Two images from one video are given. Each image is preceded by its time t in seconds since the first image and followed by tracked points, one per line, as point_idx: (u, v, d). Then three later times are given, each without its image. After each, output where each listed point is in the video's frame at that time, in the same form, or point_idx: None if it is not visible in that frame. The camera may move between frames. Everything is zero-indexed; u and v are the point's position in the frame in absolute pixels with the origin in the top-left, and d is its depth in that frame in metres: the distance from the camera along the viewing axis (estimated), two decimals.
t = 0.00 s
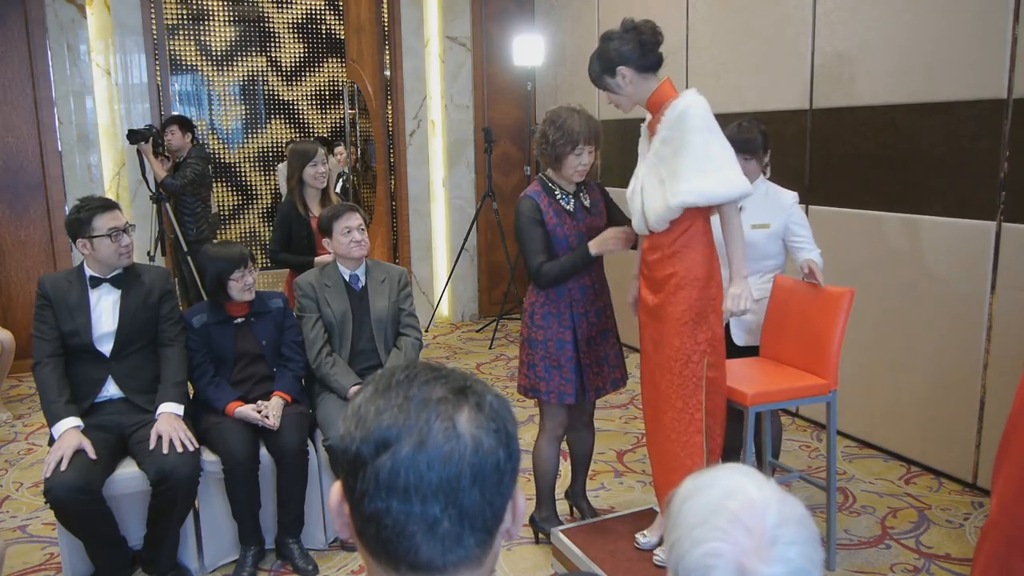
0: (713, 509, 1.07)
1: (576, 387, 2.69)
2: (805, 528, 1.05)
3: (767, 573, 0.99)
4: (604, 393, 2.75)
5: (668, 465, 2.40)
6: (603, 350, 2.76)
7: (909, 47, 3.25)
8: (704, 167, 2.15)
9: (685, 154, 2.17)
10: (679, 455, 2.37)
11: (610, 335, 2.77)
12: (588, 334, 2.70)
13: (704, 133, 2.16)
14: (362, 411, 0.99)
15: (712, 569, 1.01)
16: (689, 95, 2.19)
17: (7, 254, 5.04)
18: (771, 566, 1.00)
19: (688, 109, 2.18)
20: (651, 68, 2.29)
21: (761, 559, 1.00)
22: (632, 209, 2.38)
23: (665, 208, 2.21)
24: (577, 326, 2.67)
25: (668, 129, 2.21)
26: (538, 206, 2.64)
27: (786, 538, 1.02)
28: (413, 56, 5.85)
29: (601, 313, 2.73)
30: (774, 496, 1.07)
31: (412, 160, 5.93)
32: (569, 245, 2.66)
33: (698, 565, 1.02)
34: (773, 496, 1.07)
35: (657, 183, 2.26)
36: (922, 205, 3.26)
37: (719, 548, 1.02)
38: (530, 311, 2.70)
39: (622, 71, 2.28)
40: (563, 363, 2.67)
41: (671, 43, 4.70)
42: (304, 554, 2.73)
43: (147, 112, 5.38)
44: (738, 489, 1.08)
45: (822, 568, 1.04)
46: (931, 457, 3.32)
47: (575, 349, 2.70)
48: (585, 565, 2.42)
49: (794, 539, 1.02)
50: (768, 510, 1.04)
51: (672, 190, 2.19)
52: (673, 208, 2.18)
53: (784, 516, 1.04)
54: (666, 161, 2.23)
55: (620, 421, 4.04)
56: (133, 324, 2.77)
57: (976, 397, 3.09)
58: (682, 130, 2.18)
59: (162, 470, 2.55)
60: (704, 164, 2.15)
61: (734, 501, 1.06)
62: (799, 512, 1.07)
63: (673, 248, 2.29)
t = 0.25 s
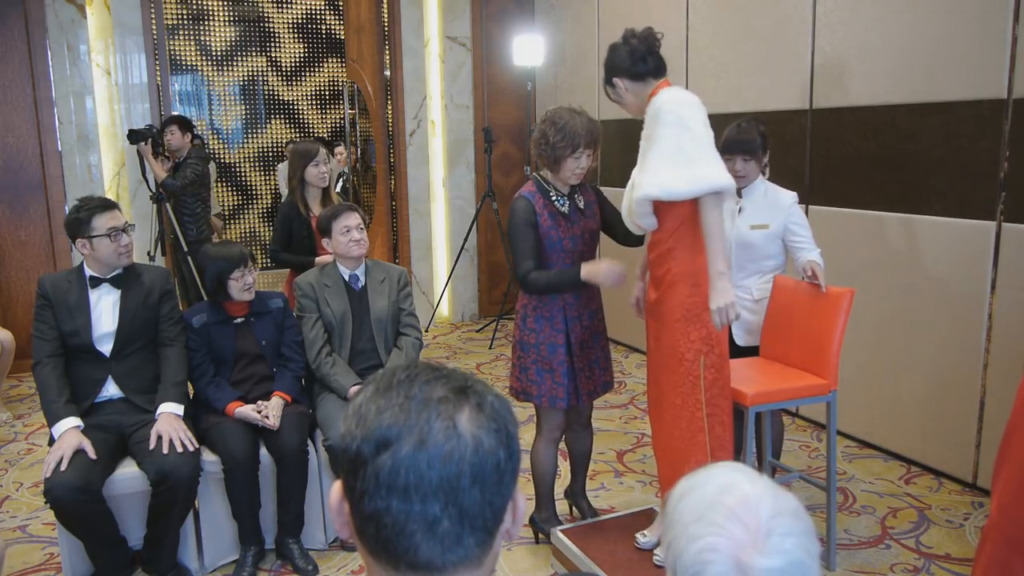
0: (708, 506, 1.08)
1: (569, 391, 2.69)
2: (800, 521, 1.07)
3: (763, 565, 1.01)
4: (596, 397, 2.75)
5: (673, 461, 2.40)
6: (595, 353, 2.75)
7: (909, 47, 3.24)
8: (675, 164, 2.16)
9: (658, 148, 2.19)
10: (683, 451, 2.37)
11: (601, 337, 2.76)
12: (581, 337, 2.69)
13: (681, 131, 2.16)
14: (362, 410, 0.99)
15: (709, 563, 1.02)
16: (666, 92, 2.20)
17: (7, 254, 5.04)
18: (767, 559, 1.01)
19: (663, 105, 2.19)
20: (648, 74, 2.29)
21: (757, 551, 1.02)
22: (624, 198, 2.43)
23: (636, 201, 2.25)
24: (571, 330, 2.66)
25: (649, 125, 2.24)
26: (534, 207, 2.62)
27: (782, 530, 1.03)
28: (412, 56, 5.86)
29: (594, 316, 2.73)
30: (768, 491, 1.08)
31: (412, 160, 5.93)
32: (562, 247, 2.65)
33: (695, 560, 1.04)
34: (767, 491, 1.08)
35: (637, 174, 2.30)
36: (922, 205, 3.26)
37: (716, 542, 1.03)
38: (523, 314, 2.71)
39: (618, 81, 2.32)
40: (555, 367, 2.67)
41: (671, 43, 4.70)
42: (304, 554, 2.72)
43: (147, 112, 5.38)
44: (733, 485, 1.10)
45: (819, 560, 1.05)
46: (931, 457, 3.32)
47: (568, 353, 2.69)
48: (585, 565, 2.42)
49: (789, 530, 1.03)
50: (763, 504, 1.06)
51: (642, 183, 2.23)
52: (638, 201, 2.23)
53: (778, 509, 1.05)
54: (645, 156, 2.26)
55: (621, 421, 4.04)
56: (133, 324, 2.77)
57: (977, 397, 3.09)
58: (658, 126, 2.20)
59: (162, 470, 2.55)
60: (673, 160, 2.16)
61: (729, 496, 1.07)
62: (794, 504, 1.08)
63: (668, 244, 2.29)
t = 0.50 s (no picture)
0: (706, 500, 1.12)
1: (566, 393, 2.69)
2: (795, 513, 1.10)
3: (760, 553, 1.04)
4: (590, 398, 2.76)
5: (670, 458, 2.40)
6: (590, 353, 2.76)
7: (909, 47, 3.24)
8: (647, 165, 2.20)
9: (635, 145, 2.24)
10: (678, 449, 2.36)
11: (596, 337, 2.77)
12: (578, 340, 2.70)
13: (660, 133, 2.18)
14: (364, 407, 0.99)
15: (707, 553, 1.06)
16: (652, 92, 2.23)
17: (7, 254, 5.04)
18: (763, 547, 1.04)
19: (647, 103, 2.22)
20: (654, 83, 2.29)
21: (754, 541, 1.05)
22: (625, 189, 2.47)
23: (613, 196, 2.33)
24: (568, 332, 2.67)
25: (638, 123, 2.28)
26: (532, 208, 2.60)
27: (777, 520, 1.07)
28: (412, 56, 5.86)
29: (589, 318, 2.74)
30: (763, 486, 1.13)
31: (412, 160, 5.93)
32: (559, 249, 2.64)
33: (694, 551, 1.07)
34: (761, 486, 1.13)
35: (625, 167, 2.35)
36: (922, 205, 3.26)
37: (713, 533, 1.07)
38: (519, 318, 2.70)
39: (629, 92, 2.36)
40: (553, 370, 2.66)
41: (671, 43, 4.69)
42: (304, 554, 2.73)
43: (147, 112, 5.38)
44: (729, 481, 1.14)
45: (815, 552, 1.08)
46: (931, 457, 3.32)
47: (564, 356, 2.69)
48: (585, 565, 2.42)
49: (785, 521, 1.07)
50: (758, 497, 1.10)
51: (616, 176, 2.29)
52: (609, 194, 2.30)
53: (772, 501, 1.09)
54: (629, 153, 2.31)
55: (621, 421, 4.04)
56: (133, 324, 2.77)
57: (977, 397, 3.09)
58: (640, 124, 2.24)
59: (162, 470, 2.55)
60: (643, 159, 2.21)
61: (726, 490, 1.12)
62: (789, 498, 1.12)
63: (665, 242, 2.29)
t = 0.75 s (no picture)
0: (706, 498, 1.12)
1: (566, 395, 2.69)
2: (795, 509, 1.10)
3: (760, 551, 1.04)
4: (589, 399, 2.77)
5: (662, 458, 2.40)
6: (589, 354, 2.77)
7: (909, 47, 3.24)
8: (641, 170, 2.23)
9: (629, 149, 2.26)
10: (672, 448, 2.36)
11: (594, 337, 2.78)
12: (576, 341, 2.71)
13: (653, 136, 2.20)
14: (364, 406, 0.99)
15: (707, 552, 1.06)
16: (648, 94, 2.25)
17: (7, 254, 5.04)
18: (763, 544, 1.04)
19: (643, 107, 2.24)
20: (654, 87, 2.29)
21: (754, 538, 1.05)
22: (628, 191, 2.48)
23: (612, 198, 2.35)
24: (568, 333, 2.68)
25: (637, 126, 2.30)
26: (532, 210, 2.59)
27: (777, 517, 1.07)
28: (412, 56, 5.86)
29: (588, 318, 2.75)
30: (762, 483, 1.13)
31: (412, 160, 5.93)
32: (559, 250, 2.64)
33: (694, 550, 1.07)
34: (761, 483, 1.13)
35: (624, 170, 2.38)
36: (922, 205, 3.26)
37: (714, 531, 1.07)
38: (518, 319, 2.69)
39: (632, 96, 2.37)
40: (552, 372, 2.66)
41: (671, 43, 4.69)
42: (304, 554, 2.73)
43: (147, 112, 5.38)
44: (729, 479, 1.14)
45: (815, 548, 1.08)
46: (931, 457, 3.32)
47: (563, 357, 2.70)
48: (585, 565, 2.42)
49: (784, 518, 1.07)
50: (757, 494, 1.10)
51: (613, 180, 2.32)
52: (606, 198, 2.32)
53: (772, 498, 1.10)
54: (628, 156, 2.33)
55: (621, 421, 4.04)
56: (133, 324, 2.77)
57: (976, 397, 3.09)
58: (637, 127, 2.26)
59: (162, 470, 2.55)
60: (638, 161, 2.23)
61: (726, 488, 1.12)
62: (789, 495, 1.12)
63: (660, 241, 2.29)
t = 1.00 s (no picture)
0: (705, 498, 1.12)
1: (568, 395, 2.70)
2: (794, 507, 1.10)
3: (759, 548, 1.04)
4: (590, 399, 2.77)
5: (661, 460, 2.39)
6: (590, 354, 2.77)
7: (909, 47, 3.24)
8: (649, 176, 2.22)
9: (636, 155, 2.24)
10: (672, 449, 2.35)
11: (595, 337, 2.78)
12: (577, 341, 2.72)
13: (661, 142, 2.19)
14: (365, 405, 0.99)
15: (707, 550, 1.06)
16: (650, 100, 2.23)
17: (7, 254, 5.04)
18: (763, 542, 1.04)
19: (648, 112, 2.22)
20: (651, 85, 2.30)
21: (754, 536, 1.05)
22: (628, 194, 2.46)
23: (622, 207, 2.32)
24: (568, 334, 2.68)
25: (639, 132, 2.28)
26: (533, 209, 2.58)
27: (776, 515, 1.07)
28: (412, 56, 5.86)
29: (589, 318, 2.76)
30: (761, 482, 1.13)
31: (412, 160, 5.93)
32: (560, 249, 2.63)
33: (694, 549, 1.07)
34: (759, 482, 1.13)
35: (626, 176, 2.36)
36: (923, 204, 3.26)
37: (713, 530, 1.07)
38: (519, 319, 2.69)
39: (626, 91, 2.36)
40: (553, 372, 2.67)
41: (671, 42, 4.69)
42: (304, 554, 2.73)
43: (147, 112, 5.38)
44: (728, 479, 1.14)
45: (814, 546, 1.08)
46: (931, 457, 3.32)
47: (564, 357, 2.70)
48: (585, 565, 2.42)
49: (783, 516, 1.07)
50: (756, 493, 1.10)
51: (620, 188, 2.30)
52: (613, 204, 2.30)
53: (771, 496, 1.09)
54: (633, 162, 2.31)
55: (621, 421, 4.04)
56: (133, 324, 2.77)
57: (977, 397, 3.09)
58: (642, 133, 2.24)
59: (162, 470, 2.55)
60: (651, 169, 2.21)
61: (725, 488, 1.12)
62: (787, 493, 1.12)
63: (664, 243, 2.28)
